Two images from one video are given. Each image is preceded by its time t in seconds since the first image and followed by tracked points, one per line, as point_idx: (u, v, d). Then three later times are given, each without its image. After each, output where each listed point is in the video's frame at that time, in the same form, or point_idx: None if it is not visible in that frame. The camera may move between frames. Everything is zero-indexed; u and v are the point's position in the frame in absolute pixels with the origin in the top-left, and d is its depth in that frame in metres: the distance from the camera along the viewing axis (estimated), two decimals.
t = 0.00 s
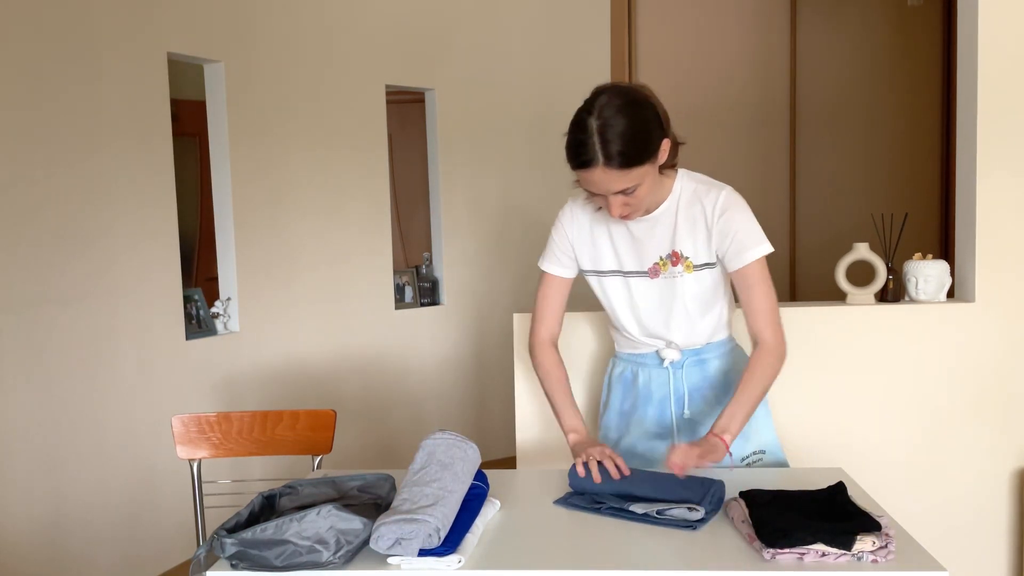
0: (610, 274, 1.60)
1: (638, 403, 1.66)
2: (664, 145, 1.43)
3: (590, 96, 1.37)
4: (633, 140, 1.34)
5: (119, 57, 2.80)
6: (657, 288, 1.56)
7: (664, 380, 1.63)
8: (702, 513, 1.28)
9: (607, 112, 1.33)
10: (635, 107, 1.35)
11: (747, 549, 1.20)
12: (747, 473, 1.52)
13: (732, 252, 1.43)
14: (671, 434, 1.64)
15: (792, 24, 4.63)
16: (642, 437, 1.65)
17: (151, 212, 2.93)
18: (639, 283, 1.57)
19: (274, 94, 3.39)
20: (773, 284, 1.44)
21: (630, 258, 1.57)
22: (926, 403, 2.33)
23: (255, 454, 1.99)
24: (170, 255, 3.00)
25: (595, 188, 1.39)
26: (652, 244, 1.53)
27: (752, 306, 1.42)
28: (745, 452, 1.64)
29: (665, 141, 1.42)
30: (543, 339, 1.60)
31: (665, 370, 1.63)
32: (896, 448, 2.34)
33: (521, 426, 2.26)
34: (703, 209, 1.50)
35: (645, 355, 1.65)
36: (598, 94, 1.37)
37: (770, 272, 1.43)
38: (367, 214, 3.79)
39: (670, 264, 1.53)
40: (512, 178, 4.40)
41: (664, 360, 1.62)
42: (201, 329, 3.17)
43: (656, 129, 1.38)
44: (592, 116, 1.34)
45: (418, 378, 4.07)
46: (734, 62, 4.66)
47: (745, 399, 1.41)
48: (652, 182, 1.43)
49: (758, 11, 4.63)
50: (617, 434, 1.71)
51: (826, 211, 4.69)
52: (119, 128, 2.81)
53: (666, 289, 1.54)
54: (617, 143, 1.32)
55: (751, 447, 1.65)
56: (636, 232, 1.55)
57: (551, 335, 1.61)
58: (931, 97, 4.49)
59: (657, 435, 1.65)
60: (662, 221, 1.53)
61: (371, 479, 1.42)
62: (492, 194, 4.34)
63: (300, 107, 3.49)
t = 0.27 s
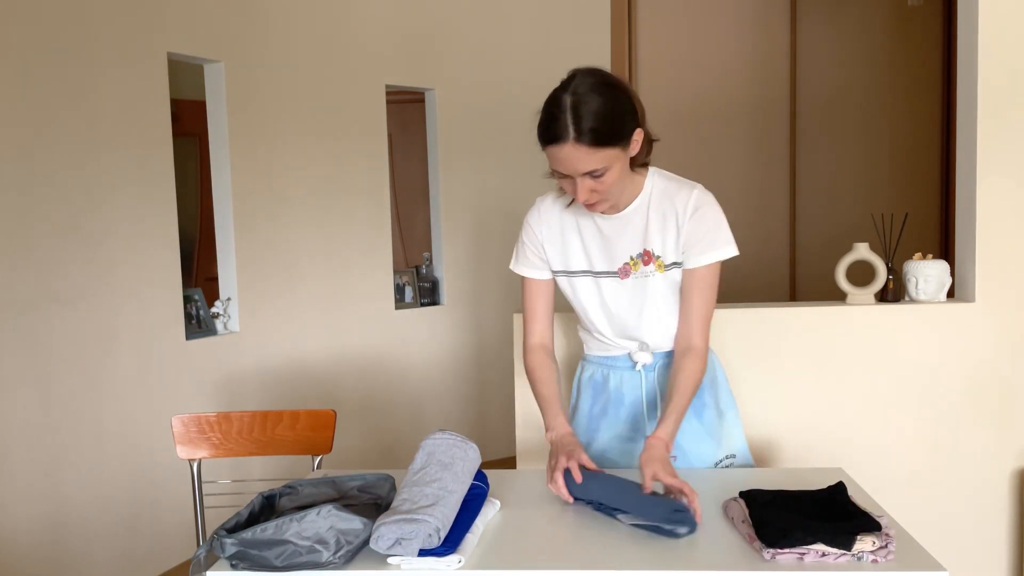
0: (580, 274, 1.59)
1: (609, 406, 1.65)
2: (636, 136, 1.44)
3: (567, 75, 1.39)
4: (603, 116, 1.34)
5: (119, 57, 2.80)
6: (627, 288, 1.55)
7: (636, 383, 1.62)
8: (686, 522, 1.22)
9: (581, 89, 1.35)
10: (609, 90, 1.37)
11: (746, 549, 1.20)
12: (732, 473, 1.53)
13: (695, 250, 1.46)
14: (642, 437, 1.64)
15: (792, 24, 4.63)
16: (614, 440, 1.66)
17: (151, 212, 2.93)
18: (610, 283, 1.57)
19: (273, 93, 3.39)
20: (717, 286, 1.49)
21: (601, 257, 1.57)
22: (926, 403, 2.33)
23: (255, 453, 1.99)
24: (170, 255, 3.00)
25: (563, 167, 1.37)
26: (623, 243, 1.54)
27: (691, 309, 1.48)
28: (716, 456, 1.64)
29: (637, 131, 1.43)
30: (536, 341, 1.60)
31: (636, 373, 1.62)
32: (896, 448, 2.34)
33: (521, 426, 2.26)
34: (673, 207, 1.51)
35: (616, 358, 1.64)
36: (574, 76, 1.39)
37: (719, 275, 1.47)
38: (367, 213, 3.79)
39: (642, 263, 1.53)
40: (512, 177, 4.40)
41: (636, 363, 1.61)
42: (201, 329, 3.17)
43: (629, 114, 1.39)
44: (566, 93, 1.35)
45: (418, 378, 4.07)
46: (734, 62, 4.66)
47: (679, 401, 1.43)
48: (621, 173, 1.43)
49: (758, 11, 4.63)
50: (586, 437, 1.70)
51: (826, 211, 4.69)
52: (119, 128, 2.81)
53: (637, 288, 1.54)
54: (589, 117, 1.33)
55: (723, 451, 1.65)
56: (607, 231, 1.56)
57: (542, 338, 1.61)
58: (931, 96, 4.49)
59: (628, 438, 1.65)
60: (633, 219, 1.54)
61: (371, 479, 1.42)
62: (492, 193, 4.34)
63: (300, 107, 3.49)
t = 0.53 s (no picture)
0: (601, 272, 1.53)
1: (619, 408, 1.61)
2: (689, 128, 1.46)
3: (642, 68, 1.37)
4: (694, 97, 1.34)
5: (119, 57, 2.80)
6: (649, 287, 1.52)
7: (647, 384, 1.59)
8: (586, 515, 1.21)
9: (670, 74, 1.35)
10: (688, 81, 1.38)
11: (746, 549, 1.20)
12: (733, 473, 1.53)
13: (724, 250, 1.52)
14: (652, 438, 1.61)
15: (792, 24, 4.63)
16: (625, 441, 1.61)
17: (152, 212, 2.93)
18: (632, 283, 1.52)
19: (274, 93, 3.39)
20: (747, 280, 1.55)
21: (623, 255, 1.53)
22: (926, 403, 2.33)
23: (255, 453, 1.99)
24: (170, 255, 3.00)
25: (666, 154, 1.34)
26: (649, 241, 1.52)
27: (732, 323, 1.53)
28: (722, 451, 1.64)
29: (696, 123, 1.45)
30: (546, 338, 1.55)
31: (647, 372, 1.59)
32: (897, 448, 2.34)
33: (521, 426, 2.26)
34: (701, 209, 1.53)
35: (628, 358, 1.60)
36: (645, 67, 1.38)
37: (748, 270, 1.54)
38: (367, 213, 3.79)
39: (666, 262, 1.51)
40: (512, 177, 4.40)
41: (649, 362, 1.59)
42: (201, 329, 3.17)
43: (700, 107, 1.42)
44: (657, 78, 1.34)
45: (418, 377, 4.07)
46: (734, 62, 4.66)
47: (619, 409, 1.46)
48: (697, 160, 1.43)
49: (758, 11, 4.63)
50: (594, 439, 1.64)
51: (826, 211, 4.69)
52: (119, 128, 2.81)
53: (661, 287, 1.52)
54: (688, 104, 1.32)
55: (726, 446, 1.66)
56: (632, 228, 1.53)
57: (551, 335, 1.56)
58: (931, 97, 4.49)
59: (639, 439, 1.62)
60: (662, 218, 1.53)
61: (371, 479, 1.42)
62: (492, 193, 4.34)
63: (300, 107, 3.49)
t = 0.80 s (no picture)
0: (653, 245, 1.55)
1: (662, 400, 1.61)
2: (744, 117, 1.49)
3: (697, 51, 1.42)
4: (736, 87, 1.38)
5: (119, 57, 2.80)
6: (699, 263, 1.53)
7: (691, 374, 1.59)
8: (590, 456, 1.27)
9: (720, 60, 1.39)
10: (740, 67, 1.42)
11: (746, 549, 1.20)
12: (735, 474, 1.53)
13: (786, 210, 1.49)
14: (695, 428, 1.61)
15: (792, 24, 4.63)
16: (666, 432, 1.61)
17: (152, 212, 2.93)
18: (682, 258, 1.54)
19: (273, 93, 3.39)
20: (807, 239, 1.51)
21: (673, 230, 1.54)
22: (926, 403, 2.33)
23: (255, 453, 1.99)
24: (170, 256, 3.00)
25: (698, 130, 1.39)
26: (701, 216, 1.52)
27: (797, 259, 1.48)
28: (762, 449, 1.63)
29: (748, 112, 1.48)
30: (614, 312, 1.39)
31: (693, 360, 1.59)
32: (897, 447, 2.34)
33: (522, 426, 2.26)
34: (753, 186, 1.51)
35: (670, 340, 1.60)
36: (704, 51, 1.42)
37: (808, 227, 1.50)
38: (367, 213, 3.79)
39: (717, 238, 1.52)
40: (512, 177, 4.40)
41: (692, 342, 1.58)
42: (201, 329, 3.17)
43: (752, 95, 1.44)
44: (706, 61, 1.39)
45: (418, 377, 4.07)
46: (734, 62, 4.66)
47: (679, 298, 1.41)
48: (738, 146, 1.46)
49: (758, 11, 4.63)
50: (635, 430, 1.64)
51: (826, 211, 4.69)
52: (119, 128, 2.81)
53: (712, 263, 1.52)
54: (729, 84, 1.37)
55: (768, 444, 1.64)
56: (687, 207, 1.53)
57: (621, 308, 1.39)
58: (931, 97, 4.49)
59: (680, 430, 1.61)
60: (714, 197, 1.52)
61: (371, 479, 1.42)
62: (492, 193, 4.34)
63: (300, 107, 3.49)
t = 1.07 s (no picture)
0: (618, 274, 1.58)
1: (642, 403, 1.64)
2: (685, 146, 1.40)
3: (614, 98, 1.34)
4: (651, 138, 1.30)
5: (119, 56, 2.80)
6: (666, 288, 1.54)
7: (669, 377, 1.61)
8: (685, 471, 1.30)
9: (632, 113, 1.30)
10: (659, 109, 1.33)
11: (746, 549, 1.20)
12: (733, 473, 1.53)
13: (734, 252, 1.45)
14: (677, 432, 1.62)
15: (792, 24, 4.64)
16: (649, 435, 1.63)
17: (152, 211, 2.93)
18: (647, 284, 1.55)
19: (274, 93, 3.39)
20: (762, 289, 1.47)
21: (638, 257, 1.55)
22: (926, 402, 2.33)
23: (255, 454, 1.99)
24: (170, 256, 3.00)
25: (617, 189, 1.36)
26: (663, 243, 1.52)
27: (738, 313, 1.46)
28: (748, 451, 1.62)
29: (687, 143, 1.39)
30: (573, 345, 1.61)
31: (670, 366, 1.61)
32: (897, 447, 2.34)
33: (522, 426, 2.26)
34: (714, 209, 1.49)
35: (651, 354, 1.63)
36: (622, 96, 1.34)
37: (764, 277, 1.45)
38: (367, 213, 3.79)
39: (681, 263, 1.51)
40: (512, 177, 4.40)
41: (670, 356, 1.60)
42: (201, 329, 3.17)
43: (681, 132, 1.36)
44: (617, 117, 1.31)
45: (418, 377, 4.07)
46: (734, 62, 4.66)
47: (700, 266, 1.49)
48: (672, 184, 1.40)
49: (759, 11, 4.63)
50: (622, 433, 1.67)
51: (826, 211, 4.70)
52: (118, 128, 2.81)
53: (677, 287, 1.53)
54: (642, 144, 1.29)
55: (754, 446, 1.63)
56: (648, 233, 1.54)
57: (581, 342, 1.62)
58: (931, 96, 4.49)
59: (663, 433, 1.63)
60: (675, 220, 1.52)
61: (371, 479, 1.42)
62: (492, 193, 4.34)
63: (300, 107, 3.49)
